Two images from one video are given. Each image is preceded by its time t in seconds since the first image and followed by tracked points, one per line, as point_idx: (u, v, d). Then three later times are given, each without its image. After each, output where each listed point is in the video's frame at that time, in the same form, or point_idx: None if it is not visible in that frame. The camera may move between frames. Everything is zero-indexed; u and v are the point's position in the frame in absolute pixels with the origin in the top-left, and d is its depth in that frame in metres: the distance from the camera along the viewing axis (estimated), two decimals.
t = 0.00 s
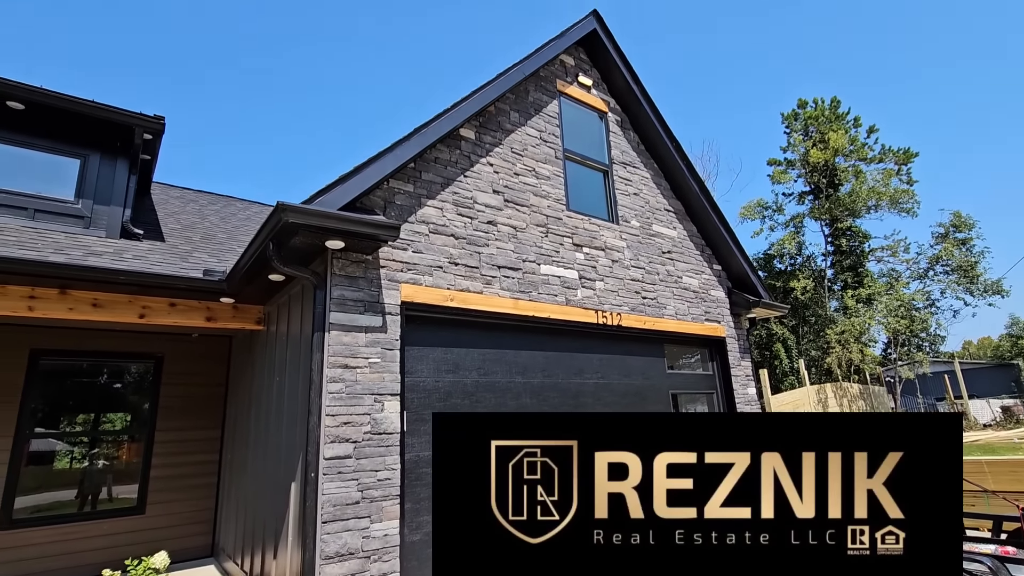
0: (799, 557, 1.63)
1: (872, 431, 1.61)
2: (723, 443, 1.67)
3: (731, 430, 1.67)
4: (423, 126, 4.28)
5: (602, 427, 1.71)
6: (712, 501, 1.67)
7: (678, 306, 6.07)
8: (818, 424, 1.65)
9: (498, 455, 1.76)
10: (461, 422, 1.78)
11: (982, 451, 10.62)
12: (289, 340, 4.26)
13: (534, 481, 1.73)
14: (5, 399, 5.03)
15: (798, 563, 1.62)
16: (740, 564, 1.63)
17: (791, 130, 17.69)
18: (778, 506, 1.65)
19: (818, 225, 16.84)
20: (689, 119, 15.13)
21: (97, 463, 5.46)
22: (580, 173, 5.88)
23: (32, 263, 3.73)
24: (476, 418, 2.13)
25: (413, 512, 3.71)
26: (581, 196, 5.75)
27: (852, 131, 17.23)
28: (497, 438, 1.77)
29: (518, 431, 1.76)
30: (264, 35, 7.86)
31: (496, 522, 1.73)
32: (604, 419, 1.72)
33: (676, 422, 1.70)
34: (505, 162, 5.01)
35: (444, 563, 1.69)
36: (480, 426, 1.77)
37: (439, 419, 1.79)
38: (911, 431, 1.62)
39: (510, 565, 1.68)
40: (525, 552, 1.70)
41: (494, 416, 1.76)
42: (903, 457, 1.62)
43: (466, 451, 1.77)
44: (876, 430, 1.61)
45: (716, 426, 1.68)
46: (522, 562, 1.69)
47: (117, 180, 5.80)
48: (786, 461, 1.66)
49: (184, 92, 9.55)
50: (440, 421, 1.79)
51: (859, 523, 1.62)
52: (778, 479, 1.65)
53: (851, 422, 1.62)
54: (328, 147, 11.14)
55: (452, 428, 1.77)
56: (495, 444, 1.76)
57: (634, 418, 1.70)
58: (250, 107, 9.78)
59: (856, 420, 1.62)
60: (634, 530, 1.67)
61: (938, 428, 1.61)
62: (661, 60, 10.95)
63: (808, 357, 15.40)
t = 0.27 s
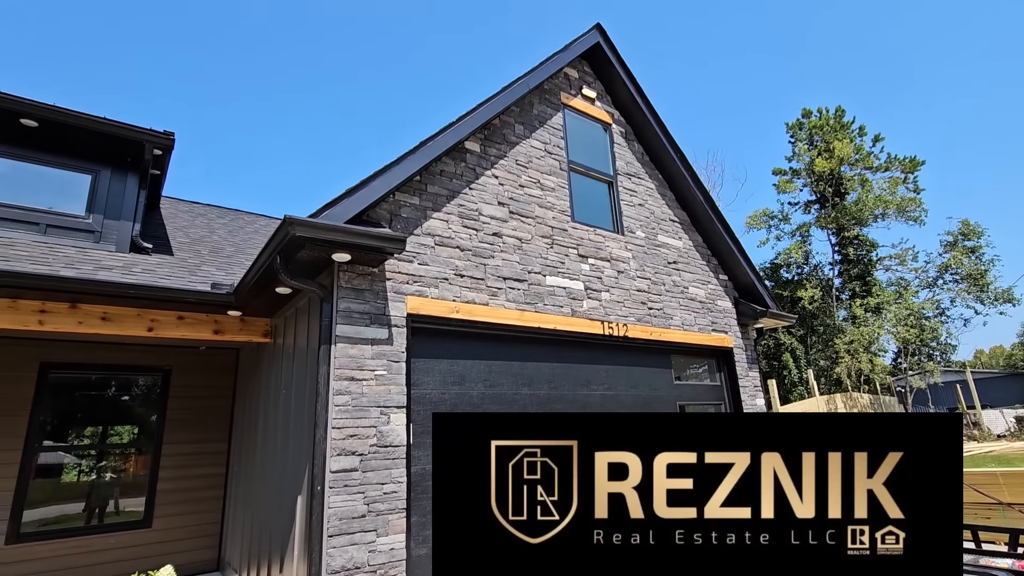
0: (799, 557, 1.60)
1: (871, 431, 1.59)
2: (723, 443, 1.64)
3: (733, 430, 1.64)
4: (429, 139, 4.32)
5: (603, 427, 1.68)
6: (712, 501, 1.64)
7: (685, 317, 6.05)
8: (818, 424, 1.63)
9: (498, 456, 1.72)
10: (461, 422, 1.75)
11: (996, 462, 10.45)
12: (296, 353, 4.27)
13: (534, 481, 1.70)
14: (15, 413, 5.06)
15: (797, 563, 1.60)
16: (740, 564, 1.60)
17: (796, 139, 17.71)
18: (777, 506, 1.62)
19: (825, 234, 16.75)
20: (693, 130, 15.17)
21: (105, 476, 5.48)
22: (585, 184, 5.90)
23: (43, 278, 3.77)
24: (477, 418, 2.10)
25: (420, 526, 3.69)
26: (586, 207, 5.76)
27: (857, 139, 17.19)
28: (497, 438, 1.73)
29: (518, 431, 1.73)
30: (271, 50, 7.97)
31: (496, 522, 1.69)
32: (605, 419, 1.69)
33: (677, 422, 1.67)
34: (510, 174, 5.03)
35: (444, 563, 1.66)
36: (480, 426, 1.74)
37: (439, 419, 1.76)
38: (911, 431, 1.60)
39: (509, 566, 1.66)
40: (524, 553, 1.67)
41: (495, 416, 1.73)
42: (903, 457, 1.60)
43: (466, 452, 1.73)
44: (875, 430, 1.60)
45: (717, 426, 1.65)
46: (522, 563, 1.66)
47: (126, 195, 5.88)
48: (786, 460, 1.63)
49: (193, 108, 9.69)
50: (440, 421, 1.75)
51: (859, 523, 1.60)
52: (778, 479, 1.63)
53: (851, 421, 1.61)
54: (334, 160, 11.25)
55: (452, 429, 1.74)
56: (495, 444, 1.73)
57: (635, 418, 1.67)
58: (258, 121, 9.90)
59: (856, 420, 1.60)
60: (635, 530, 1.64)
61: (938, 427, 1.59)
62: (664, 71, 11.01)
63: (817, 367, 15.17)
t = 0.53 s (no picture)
0: (799, 557, 1.57)
1: (871, 431, 1.57)
2: (723, 443, 1.61)
3: (734, 430, 1.62)
4: (436, 146, 4.34)
5: (604, 427, 1.64)
6: (712, 500, 1.61)
7: (693, 322, 6.02)
8: (819, 424, 1.60)
9: (497, 456, 1.67)
10: (460, 422, 1.68)
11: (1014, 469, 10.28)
12: (304, 360, 4.30)
13: (535, 481, 1.65)
14: (28, 420, 5.13)
15: (798, 564, 1.56)
16: (740, 564, 1.57)
17: (804, 143, 17.65)
18: (778, 505, 1.59)
19: (835, 239, 16.57)
20: (700, 135, 15.14)
21: (116, 483, 5.53)
22: (592, 190, 5.90)
23: (56, 286, 3.83)
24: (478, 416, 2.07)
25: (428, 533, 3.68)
26: (593, 212, 5.76)
27: (866, 143, 17.12)
28: (497, 439, 1.68)
29: (518, 431, 1.68)
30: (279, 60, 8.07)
31: (496, 522, 1.64)
32: (606, 418, 1.65)
33: (677, 421, 1.64)
34: (517, 180, 5.05)
35: (444, 563, 1.60)
36: (479, 426, 1.68)
37: (438, 419, 1.69)
38: (910, 431, 1.57)
39: (510, 566, 1.60)
40: (525, 553, 1.61)
41: (495, 415, 1.67)
42: (903, 457, 1.57)
43: (465, 451, 1.67)
44: (875, 430, 1.57)
45: (716, 426, 1.62)
46: (523, 563, 1.60)
47: (138, 205, 5.96)
48: (786, 461, 1.60)
49: (204, 118, 9.82)
50: (439, 422, 1.69)
51: (859, 523, 1.57)
52: (778, 480, 1.60)
53: (851, 421, 1.58)
54: (343, 167, 11.34)
55: (451, 429, 1.68)
56: (495, 443, 1.67)
57: (635, 417, 1.63)
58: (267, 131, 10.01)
59: (857, 420, 1.57)
60: (635, 530, 1.60)
61: (938, 428, 1.56)
62: (670, 76, 11.02)
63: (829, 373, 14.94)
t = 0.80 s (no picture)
0: (799, 557, 1.58)
1: (871, 432, 1.57)
2: (722, 442, 1.63)
3: (734, 429, 1.63)
4: (445, 149, 4.37)
5: (603, 427, 1.67)
6: (712, 500, 1.63)
7: (703, 324, 5.98)
8: (819, 425, 1.61)
9: (497, 456, 1.71)
10: (460, 423, 1.73)
11: None
12: (315, 362, 4.33)
13: (534, 481, 1.69)
14: (46, 421, 5.21)
15: (798, 564, 1.58)
16: (740, 565, 1.59)
17: (816, 144, 17.51)
18: (777, 505, 1.60)
19: (848, 239, 16.43)
20: (710, 136, 15.07)
21: (131, 484, 5.60)
22: (601, 192, 5.89)
23: (72, 289, 3.89)
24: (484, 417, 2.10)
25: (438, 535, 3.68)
26: (602, 214, 5.75)
27: (879, 143, 17.00)
28: (497, 438, 1.72)
29: (518, 431, 1.72)
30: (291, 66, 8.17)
31: (496, 521, 1.68)
32: (607, 418, 1.68)
33: (675, 421, 1.66)
34: (526, 183, 5.06)
35: (445, 563, 1.64)
36: (478, 426, 1.72)
37: (438, 419, 1.75)
38: (910, 431, 1.58)
39: (511, 566, 1.64)
40: (526, 552, 1.65)
41: (495, 416, 1.72)
42: (903, 457, 1.58)
43: (465, 451, 1.71)
44: (876, 430, 1.57)
45: (715, 426, 1.64)
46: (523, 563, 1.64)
47: (153, 210, 6.04)
48: (786, 461, 1.62)
49: (217, 124, 9.96)
50: (439, 421, 1.74)
51: (859, 523, 1.58)
52: (778, 480, 1.61)
53: (853, 421, 1.58)
54: (353, 171, 11.43)
55: (451, 429, 1.72)
56: (495, 443, 1.71)
57: (634, 417, 1.66)
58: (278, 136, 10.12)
59: (858, 420, 1.58)
60: (634, 530, 1.63)
61: (939, 428, 1.57)
62: (680, 77, 10.99)
63: (841, 376, 14.82)
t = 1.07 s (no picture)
0: (799, 557, 1.55)
1: (873, 431, 1.53)
2: (722, 442, 1.59)
3: (734, 430, 1.59)
4: (455, 148, 4.38)
5: (604, 426, 1.62)
6: (713, 500, 1.59)
7: (715, 322, 5.94)
8: (819, 424, 1.57)
9: (497, 456, 1.65)
10: (461, 421, 1.67)
11: None
12: (327, 359, 4.36)
13: (535, 481, 1.63)
14: (64, 417, 5.31)
15: (798, 564, 1.55)
16: (740, 565, 1.56)
17: (829, 140, 17.28)
18: (777, 505, 1.57)
19: (862, 237, 16.23)
20: (721, 133, 14.93)
21: (146, 480, 5.67)
22: (611, 189, 5.87)
23: (88, 288, 3.95)
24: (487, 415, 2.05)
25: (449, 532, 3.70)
26: (612, 212, 5.73)
27: (895, 138, 16.70)
28: (497, 438, 1.66)
29: (519, 431, 1.66)
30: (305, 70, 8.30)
31: (496, 521, 1.63)
32: (606, 418, 1.63)
33: (677, 421, 1.62)
34: (536, 181, 5.05)
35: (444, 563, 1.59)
36: (478, 425, 1.66)
37: (438, 419, 1.68)
38: (911, 430, 1.55)
39: (509, 565, 1.59)
40: (526, 553, 1.60)
41: (495, 415, 1.65)
42: (903, 457, 1.54)
43: (465, 450, 1.66)
44: (878, 429, 1.54)
45: (716, 426, 1.60)
46: (522, 563, 1.59)
47: (167, 209, 6.12)
48: (786, 460, 1.58)
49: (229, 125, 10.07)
50: (439, 421, 1.68)
51: (859, 523, 1.55)
52: (778, 480, 1.58)
53: (851, 420, 1.55)
54: (364, 170, 11.49)
55: (450, 428, 1.67)
56: (495, 443, 1.66)
57: (634, 417, 1.61)
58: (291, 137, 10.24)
59: (857, 419, 1.54)
60: (634, 530, 1.59)
61: (938, 427, 1.54)
62: (691, 73, 10.90)
63: (856, 374, 14.52)
